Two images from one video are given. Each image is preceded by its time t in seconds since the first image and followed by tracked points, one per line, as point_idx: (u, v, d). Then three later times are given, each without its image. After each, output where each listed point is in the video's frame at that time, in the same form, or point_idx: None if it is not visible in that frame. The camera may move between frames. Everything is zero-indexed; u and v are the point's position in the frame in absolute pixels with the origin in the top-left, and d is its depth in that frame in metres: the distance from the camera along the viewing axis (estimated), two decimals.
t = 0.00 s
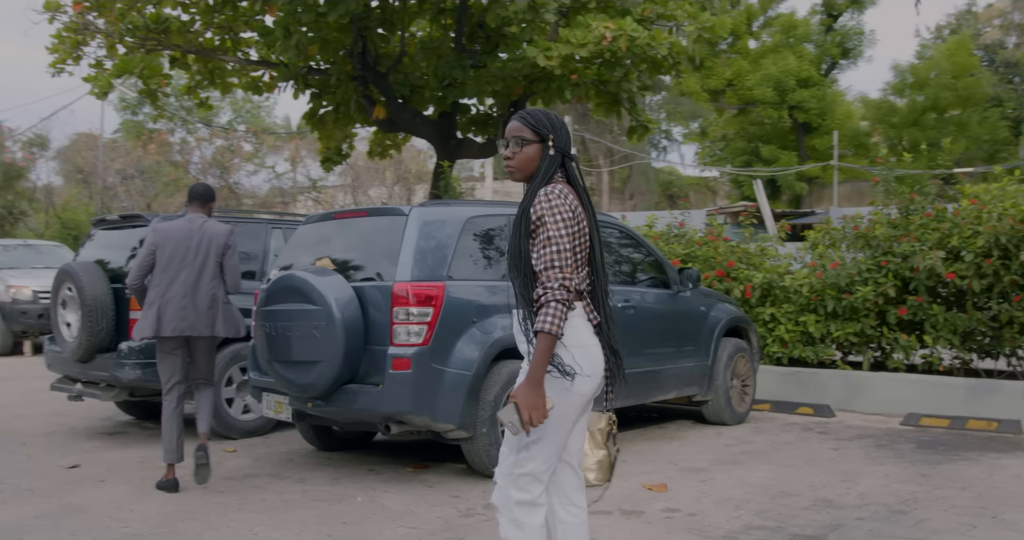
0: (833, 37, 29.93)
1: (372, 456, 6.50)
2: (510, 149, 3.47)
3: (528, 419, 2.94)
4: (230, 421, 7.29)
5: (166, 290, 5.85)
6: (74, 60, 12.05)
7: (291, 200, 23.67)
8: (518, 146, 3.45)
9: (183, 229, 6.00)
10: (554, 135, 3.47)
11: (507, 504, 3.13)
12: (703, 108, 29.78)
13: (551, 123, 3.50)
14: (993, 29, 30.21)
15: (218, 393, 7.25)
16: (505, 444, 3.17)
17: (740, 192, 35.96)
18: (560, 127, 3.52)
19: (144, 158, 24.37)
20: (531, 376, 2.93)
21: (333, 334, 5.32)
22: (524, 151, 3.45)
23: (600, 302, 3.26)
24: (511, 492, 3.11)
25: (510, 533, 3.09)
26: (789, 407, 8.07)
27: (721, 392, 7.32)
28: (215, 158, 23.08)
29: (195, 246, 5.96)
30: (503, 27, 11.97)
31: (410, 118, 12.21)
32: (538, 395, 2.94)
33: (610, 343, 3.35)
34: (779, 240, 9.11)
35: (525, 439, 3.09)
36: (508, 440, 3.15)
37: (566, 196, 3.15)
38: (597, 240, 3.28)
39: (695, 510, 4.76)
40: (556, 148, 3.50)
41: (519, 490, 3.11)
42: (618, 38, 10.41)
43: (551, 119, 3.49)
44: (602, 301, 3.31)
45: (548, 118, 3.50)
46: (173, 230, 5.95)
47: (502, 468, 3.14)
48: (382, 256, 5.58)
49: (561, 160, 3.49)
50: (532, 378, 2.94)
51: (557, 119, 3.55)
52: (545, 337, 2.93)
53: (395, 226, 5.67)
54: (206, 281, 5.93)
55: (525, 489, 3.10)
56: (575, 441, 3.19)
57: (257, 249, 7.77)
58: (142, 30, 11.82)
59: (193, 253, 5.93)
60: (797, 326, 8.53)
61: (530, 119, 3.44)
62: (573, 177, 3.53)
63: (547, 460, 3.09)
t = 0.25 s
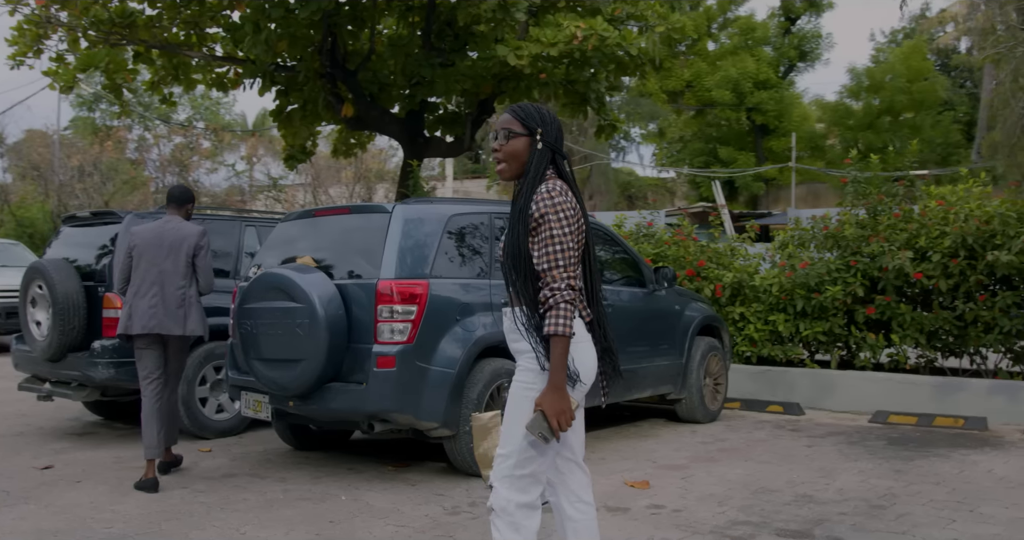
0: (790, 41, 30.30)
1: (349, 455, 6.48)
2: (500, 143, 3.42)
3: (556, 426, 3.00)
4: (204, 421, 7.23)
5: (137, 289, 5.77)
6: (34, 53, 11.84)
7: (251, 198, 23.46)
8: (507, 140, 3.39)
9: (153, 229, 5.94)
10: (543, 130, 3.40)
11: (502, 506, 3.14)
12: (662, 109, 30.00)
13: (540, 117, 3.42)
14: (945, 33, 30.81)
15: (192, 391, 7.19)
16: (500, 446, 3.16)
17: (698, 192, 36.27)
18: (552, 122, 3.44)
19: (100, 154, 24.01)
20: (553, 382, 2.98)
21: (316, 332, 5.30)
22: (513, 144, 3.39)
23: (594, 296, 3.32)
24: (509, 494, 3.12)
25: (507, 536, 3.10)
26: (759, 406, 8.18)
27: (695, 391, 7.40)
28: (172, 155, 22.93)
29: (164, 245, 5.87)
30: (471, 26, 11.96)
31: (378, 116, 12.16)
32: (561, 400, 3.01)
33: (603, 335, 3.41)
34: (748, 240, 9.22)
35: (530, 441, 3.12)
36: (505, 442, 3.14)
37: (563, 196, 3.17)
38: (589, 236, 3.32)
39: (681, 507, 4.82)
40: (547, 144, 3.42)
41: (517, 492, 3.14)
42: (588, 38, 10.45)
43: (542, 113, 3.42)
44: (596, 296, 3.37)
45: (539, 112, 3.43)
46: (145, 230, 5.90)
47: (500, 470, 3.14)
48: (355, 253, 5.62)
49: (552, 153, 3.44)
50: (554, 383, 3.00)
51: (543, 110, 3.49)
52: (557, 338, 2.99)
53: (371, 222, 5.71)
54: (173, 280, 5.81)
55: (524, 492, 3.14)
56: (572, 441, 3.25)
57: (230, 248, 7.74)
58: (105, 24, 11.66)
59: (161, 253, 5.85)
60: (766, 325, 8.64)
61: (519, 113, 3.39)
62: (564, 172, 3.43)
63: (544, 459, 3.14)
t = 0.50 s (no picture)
0: (756, 42, 30.53)
1: (334, 453, 6.50)
2: (478, 145, 3.33)
3: (551, 423, 2.90)
4: (185, 420, 7.23)
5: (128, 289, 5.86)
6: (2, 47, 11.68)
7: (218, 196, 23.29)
8: (485, 140, 3.29)
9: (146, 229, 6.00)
10: (520, 129, 3.29)
11: (513, 509, 3.09)
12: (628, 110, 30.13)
13: (519, 116, 3.32)
14: (906, 37, 31.28)
15: (174, 390, 7.17)
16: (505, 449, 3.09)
17: (663, 192, 36.51)
18: (531, 120, 3.34)
19: (64, 150, 23.71)
20: (548, 379, 2.90)
21: (306, 330, 5.32)
22: (491, 146, 3.30)
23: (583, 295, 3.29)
24: (520, 496, 3.08)
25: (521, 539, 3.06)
26: (735, 404, 8.31)
27: (674, 389, 7.50)
28: (138, 152, 22.72)
29: (154, 245, 5.92)
30: (446, 25, 11.96)
31: (353, 114, 12.15)
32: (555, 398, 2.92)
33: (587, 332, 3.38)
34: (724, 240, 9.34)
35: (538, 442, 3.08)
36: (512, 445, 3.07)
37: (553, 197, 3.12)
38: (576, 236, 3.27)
39: (670, 503, 4.91)
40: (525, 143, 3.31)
41: (526, 493, 3.10)
42: (566, 38, 10.48)
43: (520, 113, 3.32)
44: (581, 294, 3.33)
45: (517, 111, 3.33)
46: (138, 230, 5.97)
47: (511, 473, 3.08)
48: (339, 253, 5.68)
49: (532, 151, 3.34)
50: (548, 381, 2.92)
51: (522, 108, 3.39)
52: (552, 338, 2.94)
53: (349, 221, 5.78)
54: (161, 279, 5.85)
55: (533, 492, 3.11)
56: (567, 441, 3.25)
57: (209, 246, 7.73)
58: (77, 18, 11.52)
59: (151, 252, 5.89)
60: (741, 324, 8.77)
61: (496, 113, 3.29)
62: (545, 171, 3.33)
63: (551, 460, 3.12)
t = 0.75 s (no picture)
0: (728, 43, 30.58)
1: (325, 452, 6.54)
2: (471, 149, 3.10)
3: (541, 417, 2.72)
4: (174, 420, 7.25)
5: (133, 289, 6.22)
6: None
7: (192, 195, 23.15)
8: (478, 144, 3.06)
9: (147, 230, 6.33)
10: (514, 133, 3.05)
11: (518, 511, 2.91)
12: (602, 111, 30.19)
13: (513, 118, 3.07)
14: (877, 40, 31.60)
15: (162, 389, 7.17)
16: (509, 449, 2.91)
17: (635, 192, 36.68)
18: (525, 121, 3.10)
19: (34, 146, 23.45)
20: (544, 371, 2.74)
21: (303, 330, 5.35)
22: (483, 149, 3.07)
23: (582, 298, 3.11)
24: (526, 496, 2.91)
25: None
26: (718, 403, 8.43)
27: (660, 388, 7.59)
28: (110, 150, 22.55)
29: (154, 244, 6.24)
30: (427, 25, 11.97)
31: (334, 114, 12.17)
32: (550, 390, 2.75)
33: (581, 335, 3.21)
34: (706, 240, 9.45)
35: (543, 440, 2.92)
36: (517, 445, 2.89)
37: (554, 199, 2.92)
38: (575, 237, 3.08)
39: (664, 500, 5.00)
40: (519, 148, 3.06)
41: (531, 493, 2.92)
42: (549, 40, 10.54)
43: (513, 115, 3.07)
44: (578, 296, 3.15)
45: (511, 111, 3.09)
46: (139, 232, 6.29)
47: (516, 474, 2.90)
48: (337, 254, 5.73)
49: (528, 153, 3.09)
50: (548, 375, 2.75)
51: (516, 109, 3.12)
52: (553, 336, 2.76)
53: (333, 223, 5.89)
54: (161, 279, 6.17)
55: (537, 493, 2.94)
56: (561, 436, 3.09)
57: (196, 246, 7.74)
58: (57, 15, 11.43)
59: (152, 252, 6.21)
60: (723, 324, 8.89)
61: (488, 117, 3.05)
62: (542, 171, 3.10)
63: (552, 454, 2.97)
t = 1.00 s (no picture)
0: (708, 45, 30.62)
1: (324, 451, 6.58)
2: (489, 147, 3.11)
3: (589, 422, 2.73)
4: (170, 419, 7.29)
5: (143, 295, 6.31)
6: None
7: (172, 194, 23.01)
8: (497, 141, 3.08)
9: (153, 239, 6.42)
10: (532, 131, 3.07)
11: (523, 502, 2.84)
12: (583, 112, 30.24)
13: (533, 117, 3.10)
14: (855, 43, 31.90)
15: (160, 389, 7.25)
16: (515, 441, 2.87)
17: (615, 192, 36.81)
18: (544, 121, 3.13)
19: (12, 144, 23.20)
20: (586, 374, 2.74)
21: (308, 330, 5.42)
22: (502, 147, 3.08)
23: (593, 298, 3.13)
24: (531, 488, 2.84)
25: (533, 532, 2.82)
26: (708, 402, 8.54)
27: (652, 388, 7.69)
28: (90, 148, 22.37)
29: (161, 251, 6.33)
30: (415, 27, 12.04)
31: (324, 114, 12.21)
32: (595, 397, 2.76)
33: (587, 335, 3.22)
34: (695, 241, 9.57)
35: (550, 432, 2.88)
36: (522, 436, 2.85)
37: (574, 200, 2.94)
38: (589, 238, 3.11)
39: (665, 496, 5.09)
40: (537, 146, 3.08)
41: (537, 485, 2.86)
42: (541, 42, 10.65)
43: (533, 113, 3.09)
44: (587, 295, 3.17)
45: (530, 111, 3.11)
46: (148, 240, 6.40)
47: (521, 463, 2.84)
48: (341, 254, 5.82)
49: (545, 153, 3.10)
50: (588, 378, 2.75)
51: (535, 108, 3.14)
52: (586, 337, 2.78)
53: (322, 224, 6.06)
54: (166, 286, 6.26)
55: (544, 486, 2.88)
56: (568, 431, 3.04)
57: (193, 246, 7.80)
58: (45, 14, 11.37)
59: (157, 260, 6.29)
60: (712, 324, 9.01)
61: (508, 114, 3.06)
62: (558, 171, 3.13)
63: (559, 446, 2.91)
